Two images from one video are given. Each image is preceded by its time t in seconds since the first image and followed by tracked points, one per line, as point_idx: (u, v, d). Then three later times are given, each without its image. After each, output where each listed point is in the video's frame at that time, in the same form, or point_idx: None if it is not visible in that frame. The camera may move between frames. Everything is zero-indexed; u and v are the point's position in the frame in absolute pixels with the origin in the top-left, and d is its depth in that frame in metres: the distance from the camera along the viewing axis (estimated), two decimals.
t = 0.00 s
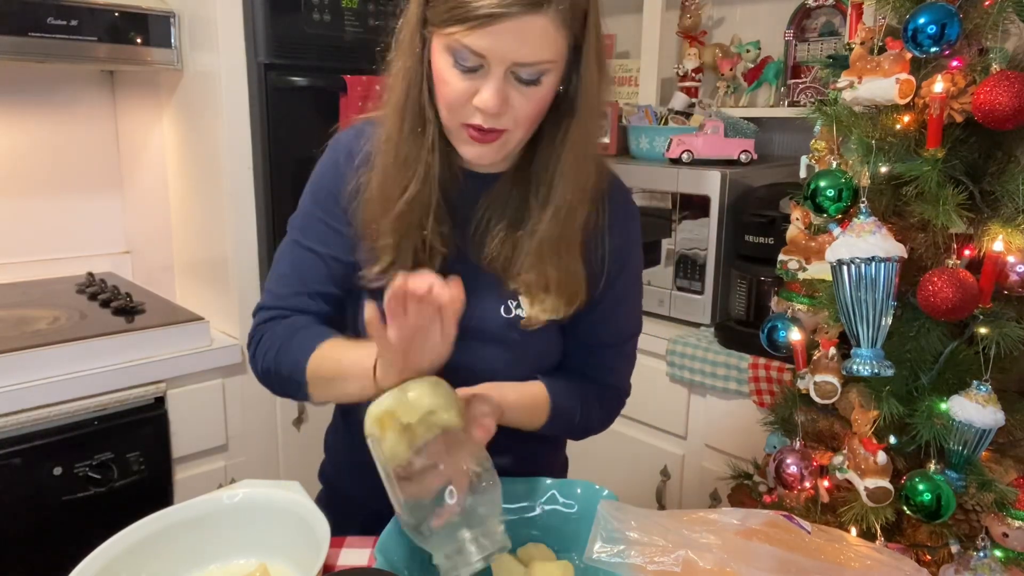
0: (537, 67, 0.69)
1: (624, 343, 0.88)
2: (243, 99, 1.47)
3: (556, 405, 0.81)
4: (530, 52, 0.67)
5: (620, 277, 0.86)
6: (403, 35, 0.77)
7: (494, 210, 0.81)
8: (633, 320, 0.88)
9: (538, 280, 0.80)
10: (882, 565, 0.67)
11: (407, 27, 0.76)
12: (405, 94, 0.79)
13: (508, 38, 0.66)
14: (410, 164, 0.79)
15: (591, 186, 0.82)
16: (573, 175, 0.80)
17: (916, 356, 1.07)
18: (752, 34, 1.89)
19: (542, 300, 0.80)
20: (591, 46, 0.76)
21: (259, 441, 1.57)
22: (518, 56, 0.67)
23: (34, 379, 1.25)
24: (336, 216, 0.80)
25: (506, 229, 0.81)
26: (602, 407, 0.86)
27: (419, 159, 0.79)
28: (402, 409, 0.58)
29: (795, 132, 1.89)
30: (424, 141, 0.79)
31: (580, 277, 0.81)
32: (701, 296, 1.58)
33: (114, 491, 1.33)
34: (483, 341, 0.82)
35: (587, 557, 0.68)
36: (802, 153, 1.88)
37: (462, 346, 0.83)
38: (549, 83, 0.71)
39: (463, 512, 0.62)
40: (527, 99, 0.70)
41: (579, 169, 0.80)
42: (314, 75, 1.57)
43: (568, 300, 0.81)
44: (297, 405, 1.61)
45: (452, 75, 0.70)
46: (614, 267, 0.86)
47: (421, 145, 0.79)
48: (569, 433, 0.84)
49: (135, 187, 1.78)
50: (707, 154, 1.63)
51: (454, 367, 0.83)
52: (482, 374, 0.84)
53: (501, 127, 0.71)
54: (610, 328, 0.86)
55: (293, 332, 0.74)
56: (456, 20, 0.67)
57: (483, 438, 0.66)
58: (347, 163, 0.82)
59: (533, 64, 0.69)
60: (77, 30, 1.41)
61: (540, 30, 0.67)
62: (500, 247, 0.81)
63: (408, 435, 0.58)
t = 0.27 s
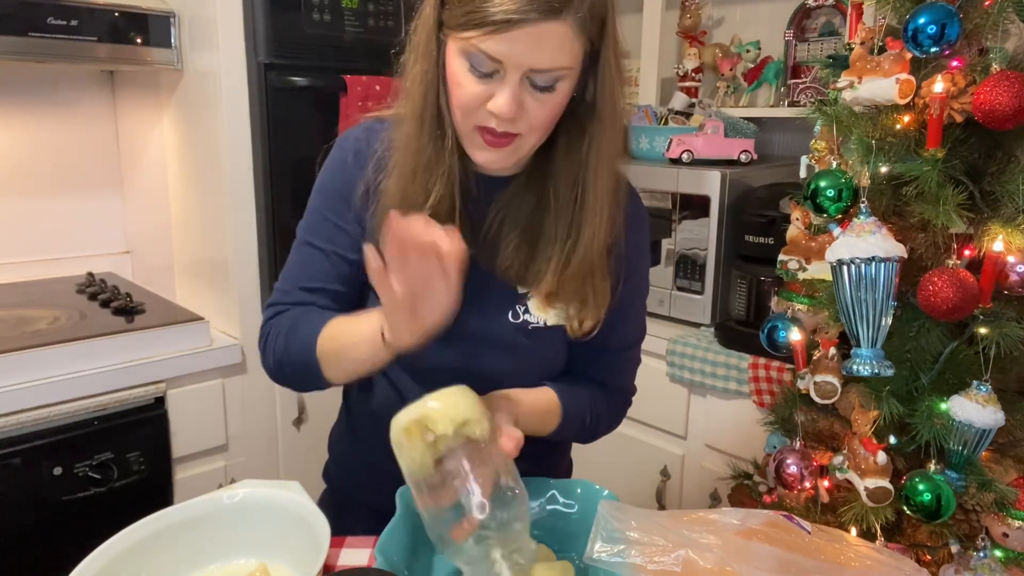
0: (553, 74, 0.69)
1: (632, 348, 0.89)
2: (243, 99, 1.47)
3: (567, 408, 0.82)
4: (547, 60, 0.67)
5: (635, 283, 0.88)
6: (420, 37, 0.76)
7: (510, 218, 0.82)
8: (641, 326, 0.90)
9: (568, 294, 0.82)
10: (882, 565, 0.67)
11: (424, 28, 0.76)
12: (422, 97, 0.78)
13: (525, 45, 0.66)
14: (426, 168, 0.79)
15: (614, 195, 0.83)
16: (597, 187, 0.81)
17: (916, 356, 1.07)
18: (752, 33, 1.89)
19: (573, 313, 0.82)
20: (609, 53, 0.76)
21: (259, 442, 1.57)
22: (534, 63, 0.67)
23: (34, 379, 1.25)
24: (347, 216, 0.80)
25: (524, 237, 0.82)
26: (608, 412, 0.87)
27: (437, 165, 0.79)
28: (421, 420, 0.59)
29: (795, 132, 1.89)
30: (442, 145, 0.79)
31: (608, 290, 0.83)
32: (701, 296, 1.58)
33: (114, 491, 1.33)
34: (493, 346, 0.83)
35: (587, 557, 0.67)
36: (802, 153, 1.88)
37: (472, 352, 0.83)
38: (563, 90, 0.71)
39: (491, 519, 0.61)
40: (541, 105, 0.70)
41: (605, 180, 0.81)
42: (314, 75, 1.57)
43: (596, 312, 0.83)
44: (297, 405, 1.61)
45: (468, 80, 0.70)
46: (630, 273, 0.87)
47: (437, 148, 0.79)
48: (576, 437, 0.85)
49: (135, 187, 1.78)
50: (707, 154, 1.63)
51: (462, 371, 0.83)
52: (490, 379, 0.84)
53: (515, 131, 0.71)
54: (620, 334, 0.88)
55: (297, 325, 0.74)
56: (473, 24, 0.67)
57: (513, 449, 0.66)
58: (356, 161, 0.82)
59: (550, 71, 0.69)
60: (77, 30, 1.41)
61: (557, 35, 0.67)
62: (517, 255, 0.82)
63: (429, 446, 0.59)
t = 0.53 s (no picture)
0: (551, 68, 0.69)
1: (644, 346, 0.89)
2: (243, 99, 1.47)
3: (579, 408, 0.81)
4: (542, 55, 0.67)
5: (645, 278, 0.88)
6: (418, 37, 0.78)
7: (517, 216, 0.82)
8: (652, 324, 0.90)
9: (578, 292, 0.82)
10: (882, 565, 0.67)
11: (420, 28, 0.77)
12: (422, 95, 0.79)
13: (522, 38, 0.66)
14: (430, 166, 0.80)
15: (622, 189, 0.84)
16: (603, 182, 0.81)
17: (916, 356, 1.07)
18: (752, 33, 1.88)
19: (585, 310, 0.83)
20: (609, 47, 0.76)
21: (259, 441, 1.57)
22: (532, 58, 0.67)
23: (34, 379, 1.25)
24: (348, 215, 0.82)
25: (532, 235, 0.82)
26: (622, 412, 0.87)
27: (441, 163, 0.80)
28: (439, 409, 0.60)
29: (795, 132, 1.89)
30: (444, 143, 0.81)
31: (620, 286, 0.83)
32: (701, 296, 1.58)
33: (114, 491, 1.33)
34: (503, 346, 0.83)
35: (587, 556, 0.67)
36: (802, 153, 1.88)
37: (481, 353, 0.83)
38: (563, 85, 0.71)
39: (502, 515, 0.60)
40: (541, 101, 0.70)
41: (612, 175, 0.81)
42: (314, 75, 1.57)
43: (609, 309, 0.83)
44: (297, 405, 1.61)
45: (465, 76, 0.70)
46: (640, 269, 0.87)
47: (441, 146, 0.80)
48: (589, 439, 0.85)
49: (136, 187, 1.78)
50: (706, 154, 1.63)
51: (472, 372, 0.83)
52: (503, 381, 0.84)
53: (515, 128, 0.71)
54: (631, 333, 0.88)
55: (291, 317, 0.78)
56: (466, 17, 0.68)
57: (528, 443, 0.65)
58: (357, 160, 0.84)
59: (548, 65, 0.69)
60: (77, 30, 1.41)
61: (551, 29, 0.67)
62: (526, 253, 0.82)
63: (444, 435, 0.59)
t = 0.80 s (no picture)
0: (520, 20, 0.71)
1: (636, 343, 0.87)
2: (243, 99, 1.47)
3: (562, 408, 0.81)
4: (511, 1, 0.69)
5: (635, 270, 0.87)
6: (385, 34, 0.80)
7: (502, 211, 0.81)
8: (646, 319, 0.88)
9: (569, 281, 0.82)
10: (882, 565, 0.67)
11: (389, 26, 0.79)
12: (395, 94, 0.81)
13: None
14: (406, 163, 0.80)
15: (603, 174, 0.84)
16: (585, 165, 0.81)
17: (916, 356, 1.07)
18: (752, 34, 1.88)
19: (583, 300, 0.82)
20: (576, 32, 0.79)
21: (259, 441, 1.57)
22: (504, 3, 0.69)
23: (34, 379, 1.25)
24: (336, 225, 0.86)
25: (519, 229, 0.82)
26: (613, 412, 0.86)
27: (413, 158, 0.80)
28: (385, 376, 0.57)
29: (795, 132, 1.89)
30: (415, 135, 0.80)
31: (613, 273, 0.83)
32: (701, 296, 1.58)
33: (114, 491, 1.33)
34: (491, 346, 0.82)
35: (587, 557, 0.68)
36: (802, 153, 1.88)
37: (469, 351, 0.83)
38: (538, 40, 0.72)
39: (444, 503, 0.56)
40: (515, 58, 0.71)
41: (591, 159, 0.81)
42: (314, 75, 1.57)
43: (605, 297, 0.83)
44: (297, 405, 1.61)
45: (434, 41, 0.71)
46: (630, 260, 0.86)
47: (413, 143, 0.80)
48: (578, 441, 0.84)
49: (136, 187, 1.78)
50: (707, 153, 1.63)
51: (462, 371, 0.83)
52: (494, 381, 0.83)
53: (492, 92, 0.71)
54: (622, 330, 0.86)
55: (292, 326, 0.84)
56: None
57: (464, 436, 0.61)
58: (337, 170, 0.87)
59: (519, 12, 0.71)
60: (77, 30, 1.41)
61: None
62: (514, 249, 0.81)
63: (388, 415, 0.55)
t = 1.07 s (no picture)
0: (469, 40, 0.70)
1: (593, 346, 0.83)
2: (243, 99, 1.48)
3: (496, 412, 0.79)
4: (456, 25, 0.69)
5: (593, 269, 0.83)
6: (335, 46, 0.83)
7: (451, 214, 0.82)
8: (610, 318, 0.84)
9: (512, 286, 0.81)
10: (881, 565, 0.67)
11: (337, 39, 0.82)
12: (344, 102, 0.84)
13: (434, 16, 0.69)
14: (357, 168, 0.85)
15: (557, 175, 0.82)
16: (536, 167, 0.79)
17: (916, 356, 1.07)
18: (752, 34, 1.89)
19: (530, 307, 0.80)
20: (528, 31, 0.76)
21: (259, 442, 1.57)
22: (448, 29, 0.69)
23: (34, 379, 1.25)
24: (304, 226, 0.92)
25: (468, 232, 0.82)
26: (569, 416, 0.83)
27: (360, 161, 0.85)
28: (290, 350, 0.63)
29: (795, 132, 1.89)
30: (364, 137, 0.84)
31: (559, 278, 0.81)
32: (702, 296, 1.58)
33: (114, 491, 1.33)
34: (445, 346, 0.84)
35: (587, 557, 0.68)
36: (802, 153, 1.88)
37: (425, 349, 0.85)
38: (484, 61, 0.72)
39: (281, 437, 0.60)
40: (461, 79, 0.71)
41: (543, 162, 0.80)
42: (314, 75, 1.57)
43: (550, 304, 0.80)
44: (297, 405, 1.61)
45: (382, 60, 0.72)
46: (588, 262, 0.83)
47: (363, 149, 0.84)
48: (527, 447, 0.82)
49: (136, 187, 1.78)
50: (707, 154, 1.63)
51: (418, 367, 0.86)
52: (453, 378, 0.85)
53: (436, 111, 0.71)
54: (573, 333, 0.83)
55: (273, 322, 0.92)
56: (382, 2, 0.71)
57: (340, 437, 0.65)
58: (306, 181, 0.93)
59: (466, 37, 0.70)
60: (77, 30, 1.41)
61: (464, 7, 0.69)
62: (461, 252, 0.82)
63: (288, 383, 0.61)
